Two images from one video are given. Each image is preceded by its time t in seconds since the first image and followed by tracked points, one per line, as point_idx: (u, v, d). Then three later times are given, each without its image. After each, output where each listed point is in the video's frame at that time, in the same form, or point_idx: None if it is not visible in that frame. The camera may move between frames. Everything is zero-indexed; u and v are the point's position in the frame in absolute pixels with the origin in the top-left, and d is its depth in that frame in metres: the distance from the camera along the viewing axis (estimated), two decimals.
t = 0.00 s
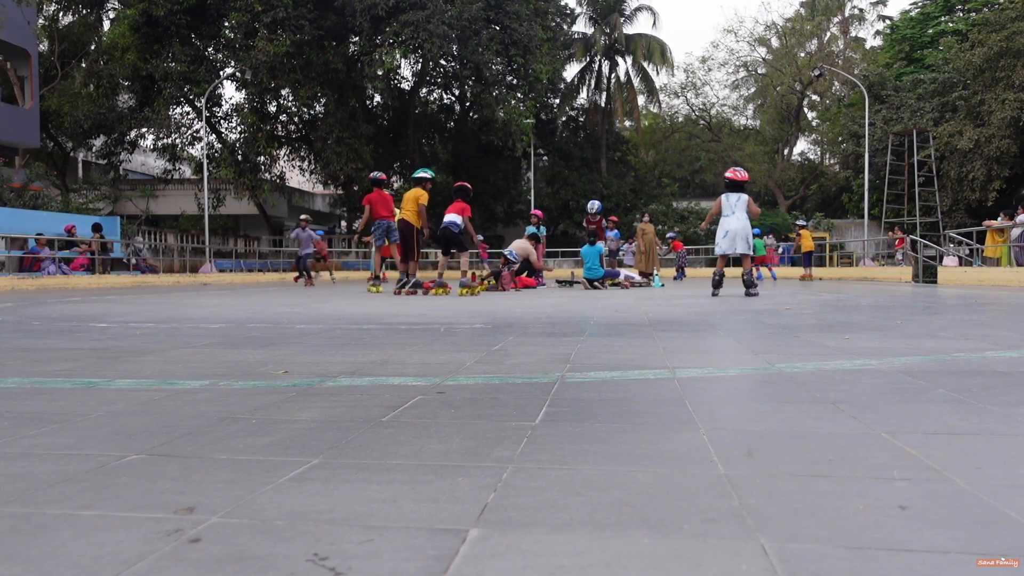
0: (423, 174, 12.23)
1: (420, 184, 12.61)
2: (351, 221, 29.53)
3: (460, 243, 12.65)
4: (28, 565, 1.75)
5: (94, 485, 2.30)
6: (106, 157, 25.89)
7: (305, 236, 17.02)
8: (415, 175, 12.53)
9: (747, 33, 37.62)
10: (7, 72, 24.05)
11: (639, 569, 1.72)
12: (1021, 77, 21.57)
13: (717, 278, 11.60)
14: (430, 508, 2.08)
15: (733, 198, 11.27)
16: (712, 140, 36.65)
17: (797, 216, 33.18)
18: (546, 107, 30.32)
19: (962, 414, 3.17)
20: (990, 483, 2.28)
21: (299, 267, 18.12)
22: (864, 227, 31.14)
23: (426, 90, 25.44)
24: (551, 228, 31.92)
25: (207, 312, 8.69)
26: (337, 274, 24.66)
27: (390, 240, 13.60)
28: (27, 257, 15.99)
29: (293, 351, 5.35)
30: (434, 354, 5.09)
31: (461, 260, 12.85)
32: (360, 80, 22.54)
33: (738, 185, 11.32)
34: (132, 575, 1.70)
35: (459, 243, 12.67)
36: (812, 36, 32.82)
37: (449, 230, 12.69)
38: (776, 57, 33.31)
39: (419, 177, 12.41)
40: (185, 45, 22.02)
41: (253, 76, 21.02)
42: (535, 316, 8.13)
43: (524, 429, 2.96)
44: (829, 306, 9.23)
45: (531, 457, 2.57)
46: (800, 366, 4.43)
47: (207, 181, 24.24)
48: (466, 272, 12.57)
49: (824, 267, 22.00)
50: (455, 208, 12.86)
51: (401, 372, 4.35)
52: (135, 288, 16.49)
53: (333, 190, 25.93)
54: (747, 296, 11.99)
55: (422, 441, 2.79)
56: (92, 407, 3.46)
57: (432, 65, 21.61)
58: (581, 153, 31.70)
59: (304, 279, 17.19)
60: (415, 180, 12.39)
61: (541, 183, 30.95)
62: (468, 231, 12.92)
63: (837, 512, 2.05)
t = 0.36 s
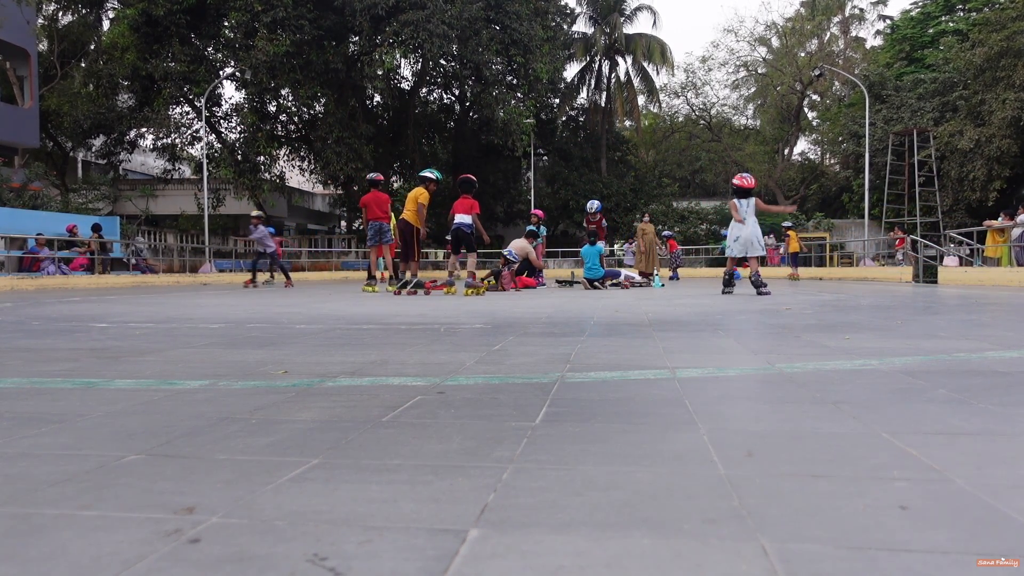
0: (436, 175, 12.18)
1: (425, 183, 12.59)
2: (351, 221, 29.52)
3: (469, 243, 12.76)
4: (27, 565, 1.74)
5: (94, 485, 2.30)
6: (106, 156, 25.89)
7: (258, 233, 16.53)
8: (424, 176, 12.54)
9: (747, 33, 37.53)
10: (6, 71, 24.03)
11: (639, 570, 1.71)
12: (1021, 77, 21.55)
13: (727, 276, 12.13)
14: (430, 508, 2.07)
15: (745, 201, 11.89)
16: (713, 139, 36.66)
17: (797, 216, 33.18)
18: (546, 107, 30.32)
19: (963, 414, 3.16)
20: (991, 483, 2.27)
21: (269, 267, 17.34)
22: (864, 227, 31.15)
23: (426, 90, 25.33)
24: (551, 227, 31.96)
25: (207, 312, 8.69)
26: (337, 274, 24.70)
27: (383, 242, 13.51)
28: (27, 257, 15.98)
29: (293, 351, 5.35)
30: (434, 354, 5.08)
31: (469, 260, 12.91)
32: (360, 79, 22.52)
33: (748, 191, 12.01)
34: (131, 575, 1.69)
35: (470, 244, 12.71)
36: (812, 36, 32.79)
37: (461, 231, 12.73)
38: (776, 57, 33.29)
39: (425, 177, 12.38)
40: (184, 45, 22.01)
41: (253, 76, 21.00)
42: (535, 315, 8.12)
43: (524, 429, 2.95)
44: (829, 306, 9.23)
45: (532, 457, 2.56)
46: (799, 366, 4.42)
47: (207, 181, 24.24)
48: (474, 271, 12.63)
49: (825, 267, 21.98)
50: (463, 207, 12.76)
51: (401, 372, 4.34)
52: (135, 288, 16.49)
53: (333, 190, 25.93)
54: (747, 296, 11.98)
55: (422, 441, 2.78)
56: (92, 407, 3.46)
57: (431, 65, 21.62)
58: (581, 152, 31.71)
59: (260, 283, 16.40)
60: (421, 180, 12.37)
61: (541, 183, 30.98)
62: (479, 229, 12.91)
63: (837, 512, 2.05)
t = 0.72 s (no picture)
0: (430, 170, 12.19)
1: (424, 182, 12.63)
2: (351, 221, 29.54)
3: (463, 244, 12.79)
4: (27, 566, 1.74)
5: (94, 485, 2.30)
6: (106, 156, 25.90)
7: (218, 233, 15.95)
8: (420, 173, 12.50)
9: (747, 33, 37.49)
10: (6, 72, 24.03)
11: (639, 570, 1.71)
12: (1021, 77, 21.53)
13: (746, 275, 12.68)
14: (430, 509, 2.07)
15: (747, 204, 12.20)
16: (713, 139, 36.70)
17: (797, 216, 33.19)
18: (546, 107, 30.35)
19: (964, 414, 3.16)
20: (991, 483, 2.27)
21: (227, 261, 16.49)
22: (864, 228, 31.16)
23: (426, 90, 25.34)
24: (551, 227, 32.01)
25: (207, 312, 8.69)
26: (337, 274, 24.72)
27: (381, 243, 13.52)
28: (27, 257, 15.99)
29: (293, 351, 5.35)
30: (434, 354, 5.09)
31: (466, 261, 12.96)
32: (360, 79, 22.51)
33: (754, 193, 12.19)
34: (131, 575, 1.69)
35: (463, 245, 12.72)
36: (812, 36, 32.78)
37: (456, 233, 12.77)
38: (776, 57, 33.30)
39: (424, 176, 12.34)
40: (184, 44, 22.02)
41: (253, 76, 20.99)
42: (535, 316, 8.12)
43: (524, 429, 2.96)
44: (829, 305, 9.22)
45: (532, 457, 2.56)
46: (799, 366, 4.42)
47: (207, 181, 24.24)
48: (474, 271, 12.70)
49: (824, 268, 21.97)
50: (456, 209, 12.80)
51: (401, 372, 4.34)
52: (135, 288, 16.50)
53: (333, 190, 25.93)
54: (747, 296, 11.98)
55: (422, 441, 2.78)
56: (92, 407, 3.46)
57: (432, 64, 21.63)
58: (581, 152, 31.73)
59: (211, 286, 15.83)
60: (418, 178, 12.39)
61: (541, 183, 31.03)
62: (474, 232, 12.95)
63: (837, 512, 2.05)
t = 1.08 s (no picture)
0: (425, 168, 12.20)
1: (419, 181, 12.65)
2: (350, 221, 29.53)
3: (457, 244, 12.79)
4: (28, 566, 1.75)
5: (94, 485, 2.30)
6: (106, 157, 25.90)
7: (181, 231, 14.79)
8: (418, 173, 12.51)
9: (747, 33, 37.41)
10: (6, 72, 23.99)
11: (639, 570, 1.71)
12: (1021, 77, 21.51)
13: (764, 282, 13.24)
14: (431, 508, 2.07)
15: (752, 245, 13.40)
16: (713, 139, 36.73)
17: (797, 216, 33.19)
18: (546, 107, 30.33)
19: (963, 414, 3.16)
20: (990, 483, 2.27)
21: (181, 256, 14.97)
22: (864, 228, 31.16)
23: (426, 90, 25.34)
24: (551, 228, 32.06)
25: (207, 312, 8.69)
26: (337, 275, 24.71)
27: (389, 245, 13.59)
28: (27, 257, 15.98)
29: (294, 351, 5.35)
30: (434, 354, 5.09)
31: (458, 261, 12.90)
32: (360, 79, 22.51)
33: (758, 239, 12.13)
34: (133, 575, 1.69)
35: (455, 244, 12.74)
36: (812, 36, 32.75)
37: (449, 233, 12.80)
38: (776, 57, 33.28)
39: (419, 175, 12.41)
40: (184, 45, 22.03)
41: (253, 76, 20.99)
42: (536, 316, 8.12)
43: (524, 429, 2.96)
44: (830, 305, 9.22)
45: (531, 457, 2.56)
46: (799, 366, 4.42)
47: (207, 181, 24.22)
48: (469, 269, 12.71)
49: (825, 268, 21.94)
50: (447, 209, 12.80)
51: (401, 372, 4.34)
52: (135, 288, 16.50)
53: (333, 190, 25.93)
54: (747, 297, 11.98)
55: (422, 441, 2.78)
56: (92, 407, 3.46)
57: (431, 65, 21.62)
58: (581, 152, 31.72)
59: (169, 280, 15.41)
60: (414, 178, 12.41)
61: (541, 183, 31.04)
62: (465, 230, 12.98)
63: (836, 512, 2.05)
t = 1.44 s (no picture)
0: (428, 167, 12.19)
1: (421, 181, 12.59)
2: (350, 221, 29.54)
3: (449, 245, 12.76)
4: (27, 565, 1.75)
5: (94, 485, 2.30)
6: (106, 157, 25.90)
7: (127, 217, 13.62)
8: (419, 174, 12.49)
9: (746, 33, 37.37)
10: (6, 72, 23.98)
11: (639, 570, 1.71)
12: (1021, 77, 21.51)
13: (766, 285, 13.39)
14: (431, 508, 2.07)
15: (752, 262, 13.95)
16: (713, 139, 36.76)
17: (797, 216, 33.17)
18: (546, 107, 30.32)
19: (963, 414, 3.16)
20: (991, 483, 2.27)
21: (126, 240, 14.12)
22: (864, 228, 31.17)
23: (426, 90, 25.36)
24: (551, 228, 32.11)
25: (207, 312, 8.69)
26: (337, 274, 24.70)
27: (395, 245, 13.61)
28: (27, 257, 16.00)
29: (293, 351, 5.35)
30: (434, 354, 5.09)
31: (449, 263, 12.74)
32: (360, 79, 22.51)
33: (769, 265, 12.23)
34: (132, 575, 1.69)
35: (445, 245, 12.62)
36: (812, 36, 32.74)
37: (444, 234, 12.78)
38: (776, 57, 33.29)
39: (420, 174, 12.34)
40: (185, 44, 22.05)
41: (253, 76, 20.99)
42: (535, 316, 8.11)
43: (524, 429, 2.95)
44: (829, 306, 9.21)
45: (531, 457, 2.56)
46: (799, 366, 4.42)
47: (208, 181, 24.22)
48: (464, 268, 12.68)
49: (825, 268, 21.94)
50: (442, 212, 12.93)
51: (401, 372, 4.34)
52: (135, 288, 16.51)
53: (333, 190, 25.93)
54: (746, 297, 11.98)
55: (422, 441, 2.78)
56: (92, 407, 3.46)
57: (431, 65, 21.62)
58: (581, 152, 31.73)
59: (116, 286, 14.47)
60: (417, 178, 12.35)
61: (541, 183, 31.06)
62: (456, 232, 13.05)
63: (836, 512, 2.05)
